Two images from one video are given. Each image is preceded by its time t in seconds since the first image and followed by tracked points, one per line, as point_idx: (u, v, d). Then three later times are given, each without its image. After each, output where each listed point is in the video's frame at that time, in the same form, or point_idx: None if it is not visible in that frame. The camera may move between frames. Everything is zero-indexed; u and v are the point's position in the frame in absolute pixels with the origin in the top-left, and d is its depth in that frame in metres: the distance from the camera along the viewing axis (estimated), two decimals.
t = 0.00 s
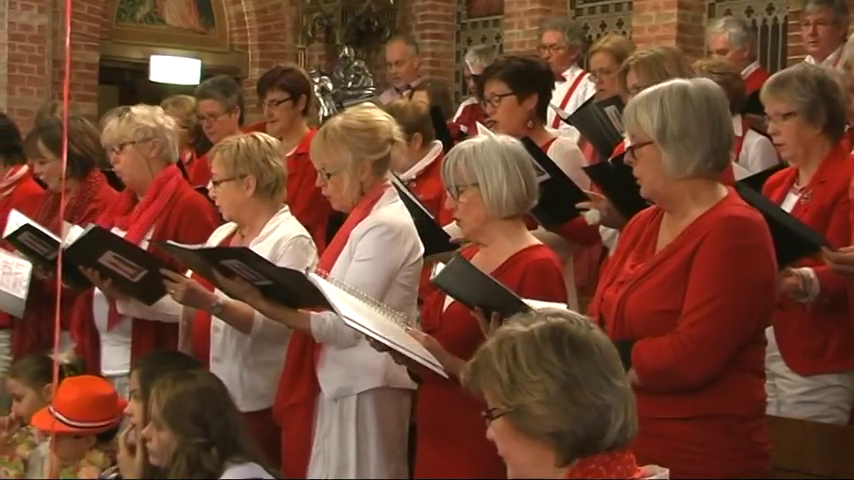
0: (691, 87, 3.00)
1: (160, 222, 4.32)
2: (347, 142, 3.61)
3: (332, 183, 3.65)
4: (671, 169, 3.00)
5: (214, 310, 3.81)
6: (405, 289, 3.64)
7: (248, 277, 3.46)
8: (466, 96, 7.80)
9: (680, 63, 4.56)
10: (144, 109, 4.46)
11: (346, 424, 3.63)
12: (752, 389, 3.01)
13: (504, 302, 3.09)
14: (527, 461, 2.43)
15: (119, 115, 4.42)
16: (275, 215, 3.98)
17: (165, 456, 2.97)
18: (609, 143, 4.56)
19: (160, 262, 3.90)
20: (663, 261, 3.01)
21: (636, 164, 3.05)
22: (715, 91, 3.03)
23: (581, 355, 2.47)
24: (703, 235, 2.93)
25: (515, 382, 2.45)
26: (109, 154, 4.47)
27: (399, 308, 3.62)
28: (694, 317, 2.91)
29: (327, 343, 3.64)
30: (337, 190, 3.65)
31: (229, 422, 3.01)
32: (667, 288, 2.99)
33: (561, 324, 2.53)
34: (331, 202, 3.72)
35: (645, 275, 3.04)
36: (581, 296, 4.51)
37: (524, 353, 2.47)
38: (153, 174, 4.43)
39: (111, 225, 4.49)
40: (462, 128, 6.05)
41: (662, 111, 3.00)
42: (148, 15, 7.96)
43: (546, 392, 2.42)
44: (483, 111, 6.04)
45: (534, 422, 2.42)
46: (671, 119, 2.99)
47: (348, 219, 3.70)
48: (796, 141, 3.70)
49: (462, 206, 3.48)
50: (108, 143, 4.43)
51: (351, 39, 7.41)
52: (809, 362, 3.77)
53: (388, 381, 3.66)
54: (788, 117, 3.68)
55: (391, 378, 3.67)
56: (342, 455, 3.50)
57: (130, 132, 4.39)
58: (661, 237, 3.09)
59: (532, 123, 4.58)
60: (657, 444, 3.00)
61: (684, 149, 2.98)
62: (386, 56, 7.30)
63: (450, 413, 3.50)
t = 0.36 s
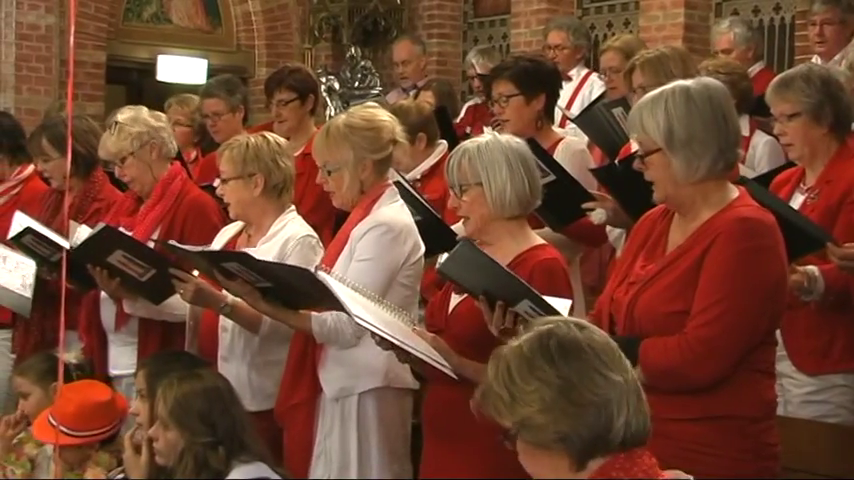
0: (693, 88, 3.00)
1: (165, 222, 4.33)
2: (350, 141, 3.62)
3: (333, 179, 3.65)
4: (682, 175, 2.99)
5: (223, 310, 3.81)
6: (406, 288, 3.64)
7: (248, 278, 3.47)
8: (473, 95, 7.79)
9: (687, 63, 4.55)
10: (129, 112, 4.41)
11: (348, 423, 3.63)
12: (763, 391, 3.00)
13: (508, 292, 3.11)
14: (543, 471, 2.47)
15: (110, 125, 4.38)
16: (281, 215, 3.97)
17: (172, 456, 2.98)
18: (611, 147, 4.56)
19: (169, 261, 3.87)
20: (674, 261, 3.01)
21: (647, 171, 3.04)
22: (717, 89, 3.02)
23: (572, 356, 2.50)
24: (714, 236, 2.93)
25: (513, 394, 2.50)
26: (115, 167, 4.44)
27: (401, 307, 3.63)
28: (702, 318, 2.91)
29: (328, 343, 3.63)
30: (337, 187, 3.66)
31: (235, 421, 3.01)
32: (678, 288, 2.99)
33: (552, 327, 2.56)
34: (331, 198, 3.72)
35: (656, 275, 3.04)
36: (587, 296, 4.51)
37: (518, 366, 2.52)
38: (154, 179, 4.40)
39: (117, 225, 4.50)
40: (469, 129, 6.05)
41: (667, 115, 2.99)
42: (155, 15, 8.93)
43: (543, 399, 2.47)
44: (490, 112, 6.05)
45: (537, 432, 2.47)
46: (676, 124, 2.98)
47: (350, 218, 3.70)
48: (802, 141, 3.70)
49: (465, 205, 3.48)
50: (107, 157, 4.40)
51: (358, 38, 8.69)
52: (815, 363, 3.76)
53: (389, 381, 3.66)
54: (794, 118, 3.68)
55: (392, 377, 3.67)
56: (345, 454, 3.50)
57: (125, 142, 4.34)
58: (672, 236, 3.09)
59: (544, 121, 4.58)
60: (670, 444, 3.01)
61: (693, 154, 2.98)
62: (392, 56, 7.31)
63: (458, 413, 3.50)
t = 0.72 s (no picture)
0: (708, 87, 2.99)
1: (169, 223, 4.33)
2: (366, 132, 3.63)
3: (336, 162, 3.66)
4: (694, 175, 2.99)
5: (229, 311, 3.78)
6: (410, 285, 3.63)
7: (251, 282, 3.47)
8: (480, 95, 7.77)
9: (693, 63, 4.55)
10: (129, 115, 4.41)
11: (353, 423, 3.63)
12: (774, 392, 3.00)
13: (519, 289, 3.08)
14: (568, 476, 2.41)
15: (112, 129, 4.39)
16: (286, 214, 3.98)
17: (177, 456, 2.98)
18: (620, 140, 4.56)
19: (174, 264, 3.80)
20: (686, 261, 3.00)
21: (659, 169, 3.03)
22: (732, 89, 3.01)
23: (588, 358, 2.44)
24: (725, 236, 2.93)
25: (531, 401, 2.44)
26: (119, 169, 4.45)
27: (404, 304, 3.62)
28: (713, 319, 2.90)
29: (333, 343, 3.62)
30: (337, 171, 3.66)
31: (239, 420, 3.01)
32: (689, 288, 2.98)
33: (565, 331, 2.51)
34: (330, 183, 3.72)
35: (667, 274, 3.03)
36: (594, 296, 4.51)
37: (535, 372, 2.46)
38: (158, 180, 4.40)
39: (122, 226, 4.50)
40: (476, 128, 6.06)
41: (681, 114, 2.98)
42: (163, 15, 9.32)
43: (563, 404, 2.41)
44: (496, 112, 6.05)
45: (558, 438, 2.41)
46: (690, 123, 2.97)
47: (351, 215, 3.70)
48: (806, 141, 3.69)
49: (469, 206, 3.49)
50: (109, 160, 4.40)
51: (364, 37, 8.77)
52: (823, 362, 3.75)
53: (395, 378, 3.66)
54: (797, 120, 3.67)
55: (397, 374, 3.66)
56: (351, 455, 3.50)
57: (127, 144, 4.35)
58: (684, 235, 3.09)
59: (549, 121, 4.59)
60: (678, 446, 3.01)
61: (705, 155, 2.97)
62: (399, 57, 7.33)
63: (466, 413, 3.50)
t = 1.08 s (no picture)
0: (722, 88, 2.98)
1: (176, 223, 4.33)
2: (365, 138, 3.62)
3: (348, 176, 3.66)
4: (699, 173, 2.99)
5: (234, 313, 3.80)
6: (422, 286, 3.64)
7: (263, 281, 3.48)
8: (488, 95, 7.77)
9: (700, 63, 4.54)
10: (136, 115, 4.42)
11: (365, 423, 3.64)
12: (779, 392, 2.99)
13: (531, 290, 3.09)
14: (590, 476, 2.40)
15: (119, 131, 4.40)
16: (295, 213, 3.98)
17: (185, 456, 2.98)
18: (632, 138, 4.56)
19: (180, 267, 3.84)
20: (691, 260, 3.00)
21: (665, 164, 3.04)
22: (746, 91, 3.00)
23: (622, 358, 2.41)
24: (731, 235, 2.92)
25: (562, 398, 2.42)
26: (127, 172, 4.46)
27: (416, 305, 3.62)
28: (720, 318, 2.90)
29: (345, 343, 3.64)
30: (351, 184, 3.66)
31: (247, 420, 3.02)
32: (695, 287, 2.98)
33: (600, 329, 2.48)
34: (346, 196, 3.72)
35: (673, 273, 3.03)
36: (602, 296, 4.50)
37: (567, 367, 2.43)
38: (164, 180, 4.41)
39: (129, 226, 4.50)
40: (484, 128, 6.06)
41: (691, 112, 2.98)
42: (171, 15, 9.33)
43: (594, 404, 2.38)
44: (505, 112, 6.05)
45: (584, 436, 2.38)
46: (700, 122, 2.97)
47: (364, 216, 3.69)
48: (810, 139, 3.68)
49: (476, 205, 3.49)
50: (116, 162, 4.41)
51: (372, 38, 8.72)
52: (832, 363, 3.75)
53: (408, 379, 3.68)
54: (803, 118, 3.66)
55: (411, 376, 3.69)
56: (361, 455, 3.50)
57: (134, 145, 4.36)
58: (689, 235, 3.08)
59: (557, 123, 4.57)
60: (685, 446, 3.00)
61: (710, 153, 2.97)
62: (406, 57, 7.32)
63: (473, 413, 3.49)
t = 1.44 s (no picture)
0: (711, 90, 2.99)
1: (183, 223, 4.34)
2: (365, 143, 3.62)
3: (353, 184, 3.66)
4: (699, 178, 2.98)
5: (241, 314, 3.83)
6: (430, 288, 3.64)
7: (270, 279, 3.47)
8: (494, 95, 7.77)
9: (704, 65, 4.53)
10: (144, 117, 4.42)
11: (371, 425, 3.63)
12: (782, 392, 2.99)
13: (528, 286, 3.10)
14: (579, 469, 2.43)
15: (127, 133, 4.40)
16: (301, 216, 3.98)
17: (190, 456, 2.98)
18: (635, 137, 4.53)
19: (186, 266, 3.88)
20: (693, 261, 3.00)
21: (665, 172, 3.04)
22: (735, 90, 3.01)
23: (624, 356, 2.45)
24: (734, 235, 2.92)
25: (560, 389, 2.44)
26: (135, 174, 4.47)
27: (424, 307, 3.63)
28: (722, 318, 2.89)
29: (352, 344, 3.64)
30: (358, 192, 3.66)
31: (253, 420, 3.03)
32: (697, 287, 2.97)
33: (603, 324, 2.51)
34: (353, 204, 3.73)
35: (675, 274, 3.03)
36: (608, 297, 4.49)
37: (569, 359, 2.46)
38: (170, 183, 4.42)
39: (136, 226, 4.51)
40: (490, 129, 6.06)
41: (685, 117, 2.98)
42: (177, 16, 9.41)
43: (593, 400, 2.41)
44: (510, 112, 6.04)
45: (581, 430, 2.41)
46: (694, 127, 2.97)
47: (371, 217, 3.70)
48: (811, 134, 3.68)
49: (483, 202, 3.48)
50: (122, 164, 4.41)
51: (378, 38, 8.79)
52: (836, 362, 3.75)
53: (415, 382, 3.68)
54: (805, 108, 3.67)
55: (417, 378, 3.68)
56: (369, 454, 3.49)
57: (141, 147, 4.36)
58: (691, 236, 3.08)
59: (561, 124, 4.55)
60: (688, 446, 2.99)
61: (709, 158, 2.97)
62: (412, 58, 7.31)
63: (479, 412, 3.50)
